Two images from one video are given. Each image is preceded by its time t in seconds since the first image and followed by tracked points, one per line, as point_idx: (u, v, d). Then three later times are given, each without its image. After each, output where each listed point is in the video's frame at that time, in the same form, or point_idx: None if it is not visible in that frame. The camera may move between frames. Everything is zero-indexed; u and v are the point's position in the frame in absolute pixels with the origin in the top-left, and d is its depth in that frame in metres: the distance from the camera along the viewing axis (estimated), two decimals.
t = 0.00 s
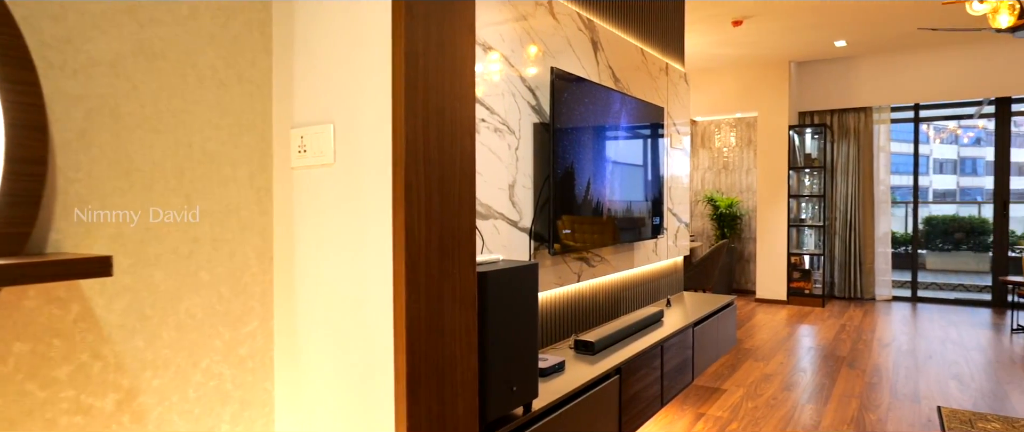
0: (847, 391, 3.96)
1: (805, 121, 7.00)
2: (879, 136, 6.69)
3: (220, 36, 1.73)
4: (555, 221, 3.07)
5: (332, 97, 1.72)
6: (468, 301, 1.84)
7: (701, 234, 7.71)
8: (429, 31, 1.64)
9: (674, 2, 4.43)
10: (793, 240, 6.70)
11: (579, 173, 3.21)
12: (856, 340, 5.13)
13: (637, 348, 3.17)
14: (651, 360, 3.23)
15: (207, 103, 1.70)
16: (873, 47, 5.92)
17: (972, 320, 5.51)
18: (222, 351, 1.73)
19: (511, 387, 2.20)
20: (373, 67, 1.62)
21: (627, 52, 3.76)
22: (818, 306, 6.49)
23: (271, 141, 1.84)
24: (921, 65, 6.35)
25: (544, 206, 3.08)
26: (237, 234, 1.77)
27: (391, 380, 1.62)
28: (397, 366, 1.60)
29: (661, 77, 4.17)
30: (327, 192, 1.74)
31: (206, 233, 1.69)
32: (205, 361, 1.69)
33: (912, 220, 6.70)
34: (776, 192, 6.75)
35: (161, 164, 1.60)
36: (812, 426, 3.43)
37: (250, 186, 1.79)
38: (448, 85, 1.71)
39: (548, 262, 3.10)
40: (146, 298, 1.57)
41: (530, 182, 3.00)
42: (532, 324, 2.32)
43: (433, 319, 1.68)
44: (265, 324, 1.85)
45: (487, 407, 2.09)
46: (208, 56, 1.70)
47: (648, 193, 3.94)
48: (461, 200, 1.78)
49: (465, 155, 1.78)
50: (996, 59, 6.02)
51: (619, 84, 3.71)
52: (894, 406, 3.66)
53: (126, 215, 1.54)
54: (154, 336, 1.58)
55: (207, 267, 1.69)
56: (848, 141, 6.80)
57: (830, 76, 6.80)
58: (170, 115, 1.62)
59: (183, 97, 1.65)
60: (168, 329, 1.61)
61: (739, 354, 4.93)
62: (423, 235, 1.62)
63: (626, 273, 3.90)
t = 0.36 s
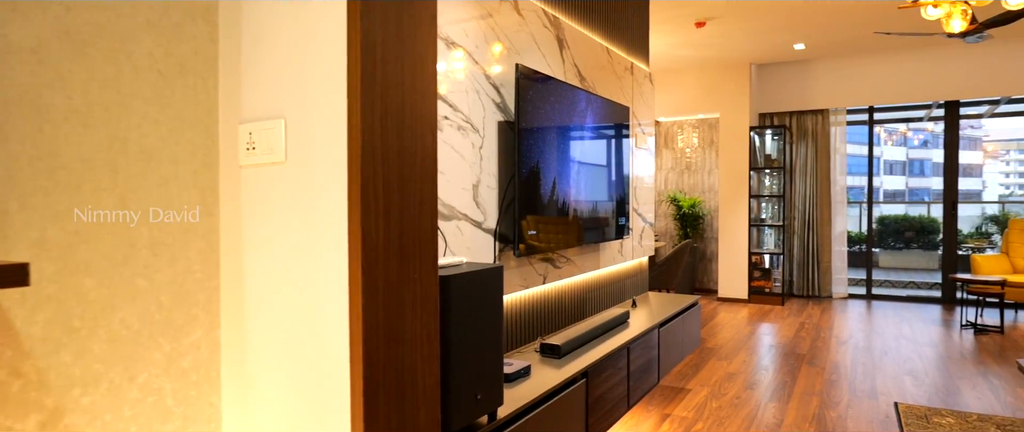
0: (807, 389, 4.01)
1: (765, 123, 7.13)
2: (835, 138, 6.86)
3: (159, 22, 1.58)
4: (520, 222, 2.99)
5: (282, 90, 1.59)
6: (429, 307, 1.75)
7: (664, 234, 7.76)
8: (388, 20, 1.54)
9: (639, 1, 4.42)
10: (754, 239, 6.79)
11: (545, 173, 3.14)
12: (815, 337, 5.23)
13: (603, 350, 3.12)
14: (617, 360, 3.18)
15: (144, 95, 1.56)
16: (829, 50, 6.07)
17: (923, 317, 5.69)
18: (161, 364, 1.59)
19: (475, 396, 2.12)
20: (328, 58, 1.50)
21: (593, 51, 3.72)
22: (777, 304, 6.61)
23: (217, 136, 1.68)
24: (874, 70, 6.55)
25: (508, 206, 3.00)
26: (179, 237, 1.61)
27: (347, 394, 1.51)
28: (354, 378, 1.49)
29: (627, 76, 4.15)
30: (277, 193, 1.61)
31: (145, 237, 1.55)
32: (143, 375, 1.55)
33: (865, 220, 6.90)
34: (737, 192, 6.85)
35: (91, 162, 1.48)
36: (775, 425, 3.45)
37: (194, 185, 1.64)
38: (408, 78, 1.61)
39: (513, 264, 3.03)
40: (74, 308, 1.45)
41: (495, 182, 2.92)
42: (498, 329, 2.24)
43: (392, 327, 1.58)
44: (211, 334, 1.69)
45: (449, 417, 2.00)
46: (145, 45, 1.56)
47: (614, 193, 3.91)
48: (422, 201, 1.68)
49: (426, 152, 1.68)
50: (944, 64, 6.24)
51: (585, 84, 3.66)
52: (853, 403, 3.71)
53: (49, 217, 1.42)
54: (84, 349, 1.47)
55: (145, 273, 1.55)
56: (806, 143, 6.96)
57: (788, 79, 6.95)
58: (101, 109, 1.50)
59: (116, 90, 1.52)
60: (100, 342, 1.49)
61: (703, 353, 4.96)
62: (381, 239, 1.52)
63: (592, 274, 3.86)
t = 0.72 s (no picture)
0: (772, 389, 4.03)
1: (730, 124, 7.20)
2: (797, 140, 6.97)
3: (85, 9, 1.44)
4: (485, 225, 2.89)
5: (226, 83, 1.45)
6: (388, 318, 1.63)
7: (631, 235, 7.77)
8: (342, 9, 1.41)
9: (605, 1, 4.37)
10: (718, 239, 6.85)
11: (510, 174, 3.04)
12: (779, 337, 5.29)
13: (570, 356, 3.04)
14: (584, 364, 3.10)
15: (69, 90, 1.42)
16: (790, 53, 6.16)
17: (881, 315, 5.82)
18: (90, 384, 1.45)
19: (438, 409, 2.01)
20: (275, 50, 1.37)
21: (559, 49, 3.65)
22: (741, 304, 6.68)
23: (154, 134, 1.53)
24: (833, 73, 6.69)
25: (472, 209, 2.90)
26: (111, 245, 1.47)
27: (296, 413, 1.39)
28: (304, 397, 1.37)
29: (594, 76, 4.09)
30: (219, 196, 1.46)
31: (70, 245, 1.41)
32: (67, 397, 1.42)
33: (825, 220, 7.03)
34: (703, 192, 6.90)
35: (6, 163, 1.34)
36: (741, 426, 3.44)
37: (128, 188, 1.49)
38: (364, 71, 1.49)
39: (478, 268, 2.93)
40: None
41: (459, 183, 2.81)
42: (462, 339, 2.13)
43: (346, 341, 1.45)
44: (146, 349, 1.54)
45: None
46: (69, 34, 1.42)
47: (580, 194, 3.85)
48: (379, 204, 1.56)
49: (384, 152, 1.56)
50: (900, 68, 6.42)
51: (552, 83, 3.58)
52: (817, 402, 3.74)
53: None
54: None
55: (70, 285, 1.41)
56: (769, 144, 7.06)
57: (751, 81, 7.05)
58: (18, 104, 1.35)
59: (36, 82, 1.37)
60: (17, 362, 1.35)
61: (670, 354, 4.94)
62: (334, 246, 1.39)
63: (558, 278, 3.78)
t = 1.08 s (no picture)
0: (738, 389, 4.03)
1: (695, 125, 7.26)
2: (761, 140, 7.07)
3: None
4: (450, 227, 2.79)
5: (162, 75, 1.32)
6: (344, 331, 1.51)
7: (598, 235, 7.75)
8: None
9: None
10: (685, 240, 6.89)
11: (475, 175, 2.94)
12: (744, 336, 5.33)
13: (537, 361, 2.96)
14: (552, 368, 3.03)
15: None
16: (755, 55, 6.23)
17: (842, 313, 5.93)
18: (8, 407, 1.29)
19: (397, 421, 1.90)
20: (215, 39, 1.25)
21: (525, 47, 3.56)
22: (707, 303, 6.74)
23: (83, 130, 1.40)
24: (795, 75, 6.81)
25: (436, 210, 2.79)
26: (32, 251, 1.32)
27: None
28: (247, 419, 1.25)
29: (560, 75, 4.03)
30: (155, 198, 1.33)
31: None
32: None
33: (787, 219, 7.14)
34: (669, 193, 6.93)
35: None
36: (708, 427, 3.42)
37: (53, 190, 1.35)
38: (315, 64, 1.37)
39: (442, 271, 2.83)
40: None
41: (422, 184, 2.71)
42: (424, 348, 2.02)
43: (296, 357, 1.33)
44: (75, 365, 1.40)
45: None
46: None
47: (548, 195, 3.76)
48: (334, 208, 1.44)
49: (338, 152, 1.45)
50: (859, 71, 6.56)
51: (518, 82, 3.49)
52: (783, 401, 3.75)
53: None
54: None
55: None
56: (734, 145, 7.13)
57: (716, 83, 7.12)
58: None
59: None
60: None
61: (637, 355, 4.93)
62: (281, 254, 1.27)
63: (524, 280, 3.69)
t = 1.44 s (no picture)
0: (704, 389, 4.03)
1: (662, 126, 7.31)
2: (726, 141, 7.14)
3: None
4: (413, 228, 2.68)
5: (87, 62, 1.20)
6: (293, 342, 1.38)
7: (566, 235, 7.72)
8: None
9: None
10: (651, 239, 6.92)
11: (439, 174, 2.83)
12: (709, 335, 5.37)
13: (503, 364, 2.88)
14: (518, 371, 2.95)
15: None
16: (719, 56, 6.29)
17: (804, 311, 6.04)
18: None
19: None
20: (144, 22, 1.13)
21: (491, 43, 3.48)
22: (674, 302, 6.80)
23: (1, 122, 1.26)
24: (758, 77, 6.91)
25: (397, 211, 2.68)
26: None
27: None
28: None
29: (527, 73, 3.95)
30: (80, 197, 1.21)
31: None
32: None
33: (751, 219, 7.23)
34: (635, 193, 6.95)
35: None
36: (675, 428, 3.40)
37: None
38: (257, 50, 1.25)
39: (404, 274, 2.73)
40: None
41: (382, 183, 2.59)
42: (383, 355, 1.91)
43: (238, 370, 1.22)
44: None
45: None
46: None
47: (513, 195, 3.66)
48: (281, 208, 1.32)
49: (286, 147, 1.33)
50: (820, 74, 6.69)
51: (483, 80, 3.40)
52: (748, 400, 3.77)
53: None
54: None
55: None
56: (699, 145, 7.20)
57: (682, 84, 7.18)
58: None
59: None
60: None
61: (605, 355, 4.90)
62: (220, 257, 1.16)
63: (489, 282, 3.61)
